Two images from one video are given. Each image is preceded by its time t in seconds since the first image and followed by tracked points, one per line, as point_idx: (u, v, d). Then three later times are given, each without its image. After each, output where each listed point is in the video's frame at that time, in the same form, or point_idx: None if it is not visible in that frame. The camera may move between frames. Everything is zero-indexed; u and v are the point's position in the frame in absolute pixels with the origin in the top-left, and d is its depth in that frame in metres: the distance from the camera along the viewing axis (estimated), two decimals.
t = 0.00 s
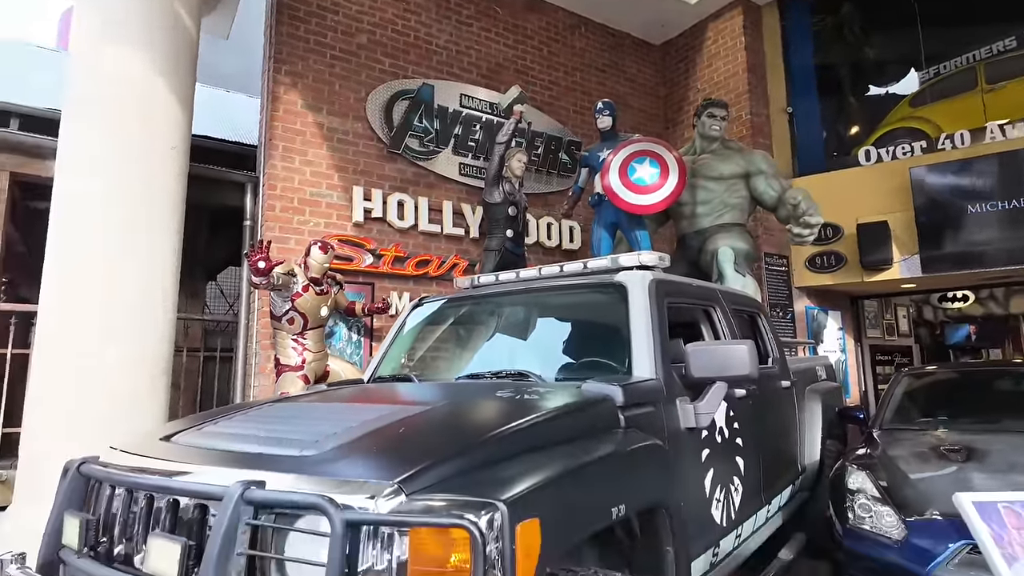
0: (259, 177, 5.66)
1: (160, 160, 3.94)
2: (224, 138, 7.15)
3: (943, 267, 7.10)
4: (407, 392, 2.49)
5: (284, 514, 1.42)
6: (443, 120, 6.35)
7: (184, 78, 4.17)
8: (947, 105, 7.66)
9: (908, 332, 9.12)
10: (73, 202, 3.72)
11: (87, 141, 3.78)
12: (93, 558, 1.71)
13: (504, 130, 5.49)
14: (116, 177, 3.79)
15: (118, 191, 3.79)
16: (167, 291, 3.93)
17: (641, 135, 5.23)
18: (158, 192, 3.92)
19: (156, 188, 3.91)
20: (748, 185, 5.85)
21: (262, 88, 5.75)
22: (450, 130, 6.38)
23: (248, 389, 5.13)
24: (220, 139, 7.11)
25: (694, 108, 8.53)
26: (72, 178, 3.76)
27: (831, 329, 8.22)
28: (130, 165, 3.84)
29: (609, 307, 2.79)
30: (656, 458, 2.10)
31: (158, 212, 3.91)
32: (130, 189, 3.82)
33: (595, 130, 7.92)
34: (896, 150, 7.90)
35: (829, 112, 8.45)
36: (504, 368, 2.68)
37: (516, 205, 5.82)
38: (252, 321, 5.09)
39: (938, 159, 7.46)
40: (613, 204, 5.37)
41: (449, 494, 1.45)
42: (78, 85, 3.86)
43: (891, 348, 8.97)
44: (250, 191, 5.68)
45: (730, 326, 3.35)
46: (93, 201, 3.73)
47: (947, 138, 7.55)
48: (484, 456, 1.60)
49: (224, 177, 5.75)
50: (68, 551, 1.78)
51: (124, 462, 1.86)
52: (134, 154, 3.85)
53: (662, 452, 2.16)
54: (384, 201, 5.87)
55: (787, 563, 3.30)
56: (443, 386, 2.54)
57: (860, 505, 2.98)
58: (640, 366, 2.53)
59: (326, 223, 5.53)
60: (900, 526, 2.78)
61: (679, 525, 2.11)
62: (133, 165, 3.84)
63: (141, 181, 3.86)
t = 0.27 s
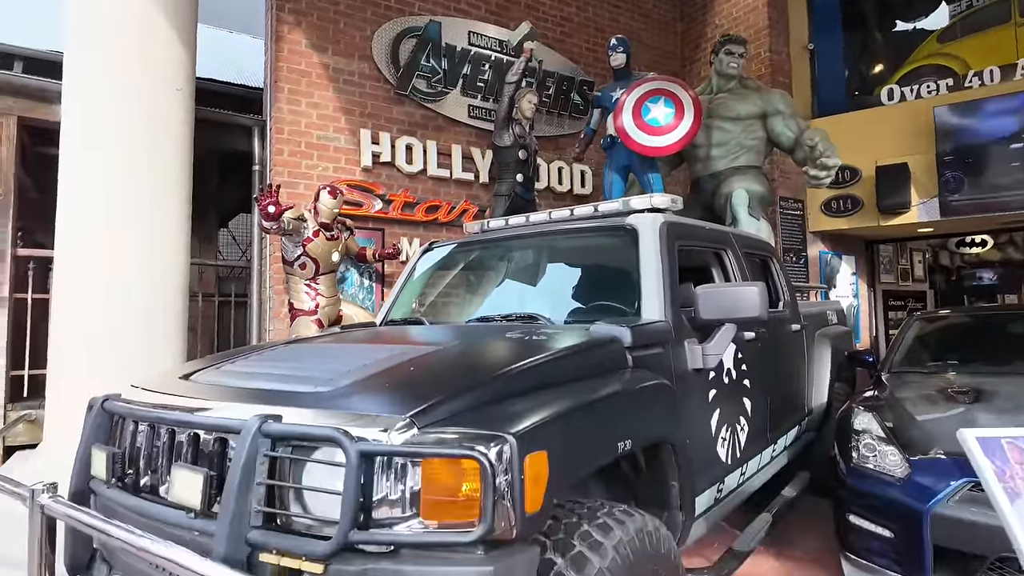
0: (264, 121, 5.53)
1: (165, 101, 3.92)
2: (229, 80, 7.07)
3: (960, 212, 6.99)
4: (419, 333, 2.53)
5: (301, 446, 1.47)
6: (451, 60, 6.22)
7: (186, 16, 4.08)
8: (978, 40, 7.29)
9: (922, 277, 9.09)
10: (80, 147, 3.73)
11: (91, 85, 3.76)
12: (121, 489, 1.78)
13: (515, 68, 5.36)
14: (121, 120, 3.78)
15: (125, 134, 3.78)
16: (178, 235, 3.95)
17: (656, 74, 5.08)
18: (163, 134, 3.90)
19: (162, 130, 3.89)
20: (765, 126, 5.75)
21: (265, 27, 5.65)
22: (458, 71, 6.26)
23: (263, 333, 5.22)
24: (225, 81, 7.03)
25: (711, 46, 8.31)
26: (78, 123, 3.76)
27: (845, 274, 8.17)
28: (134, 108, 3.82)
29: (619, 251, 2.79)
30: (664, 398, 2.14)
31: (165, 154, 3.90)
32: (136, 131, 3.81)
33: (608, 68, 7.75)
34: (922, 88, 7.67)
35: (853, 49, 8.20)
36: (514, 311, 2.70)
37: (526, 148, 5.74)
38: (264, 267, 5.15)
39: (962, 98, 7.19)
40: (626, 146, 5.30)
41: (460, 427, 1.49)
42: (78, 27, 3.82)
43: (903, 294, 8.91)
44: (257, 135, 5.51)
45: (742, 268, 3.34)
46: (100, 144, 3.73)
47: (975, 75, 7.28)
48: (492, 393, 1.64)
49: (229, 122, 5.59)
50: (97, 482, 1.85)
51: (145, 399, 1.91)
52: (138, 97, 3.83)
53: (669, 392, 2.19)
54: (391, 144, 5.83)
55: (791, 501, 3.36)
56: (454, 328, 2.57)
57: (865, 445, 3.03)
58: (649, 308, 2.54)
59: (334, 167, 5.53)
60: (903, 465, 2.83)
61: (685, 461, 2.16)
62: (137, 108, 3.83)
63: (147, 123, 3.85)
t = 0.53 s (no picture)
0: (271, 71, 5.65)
1: (169, 59, 3.66)
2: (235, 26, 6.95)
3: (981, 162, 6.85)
4: (430, 285, 2.55)
5: (317, 391, 1.50)
6: (459, 3, 6.01)
7: None
8: None
9: (940, 228, 8.88)
10: (83, 105, 3.55)
11: (89, 44, 3.54)
12: (144, 433, 1.84)
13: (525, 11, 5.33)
14: (123, 82, 3.58)
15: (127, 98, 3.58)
16: (191, 204, 3.77)
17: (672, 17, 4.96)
18: (169, 95, 3.67)
19: (167, 91, 3.67)
20: (783, 72, 5.62)
21: None
22: (467, 15, 6.09)
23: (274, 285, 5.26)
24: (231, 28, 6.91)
25: None
26: (81, 79, 3.57)
27: (860, 226, 8.08)
28: (136, 69, 3.60)
29: (632, 201, 2.77)
30: (673, 346, 2.16)
31: (172, 117, 3.68)
32: (140, 94, 3.60)
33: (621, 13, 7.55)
34: (949, 32, 7.34)
35: None
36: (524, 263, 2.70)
37: (535, 96, 5.73)
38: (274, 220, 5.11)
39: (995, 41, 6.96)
40: (639, 94, 5.20)
41: (471, 373, 1.52)
42: None
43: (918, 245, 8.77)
44: (264, 85, 5.67)
45: (755, 219, 3.31)
46: (102, 110, 3.55)
47: (1006, 16, 7.02)
48: (502, 341, 1.67)
49: (235, 70, 5.70)
50: (120, 426, 1.91)
51: (163, 347, 1.96)
52: (141, 55, 3.60)
53: (678, 341, 2.21)
54: (399, 93, 5.76)
55: (798, 450, 3.40)
56: (465, 280, 2.58)
57: (873, 395, 3.05)
58: (660, 259, 2.54)
59: (342, 117, 5.49)
60: (911, 414, 2.85)
61: (693, 409, 2.19)
62: (139, 69, 3.60)
63: (150, 85, 3.63)
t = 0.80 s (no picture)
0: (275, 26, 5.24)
1: (173, 50, 3.50)
2: None
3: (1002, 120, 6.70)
4: (441, 245, 2.56)
5: (332, 348, 1.53)
6: None
7: None
8: None
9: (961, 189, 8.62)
10: (86, 94, 3.36)
11: (90, 34, 3.34)
12: (163, 388, 1.89)
13: None
14: (124, 76, 3.38)
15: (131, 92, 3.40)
16: (200, 195, 3.64)
17: None
18: (177, 82, 3.52)
19: (174, 78, 3.51)
20: (802, 25, 5.51)
21: None
22: None
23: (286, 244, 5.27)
24: None
25: None
26: (84, 65, 3.37)
27: (876, 186, 7.97)
28: (137, 62, 3.42)
29: (645, 160, 2.75)
30: (683, 306, 2.17)
31: (179, 112, 3.53)
32: (144, 88, 3.43)
33: None
34: None
35: None
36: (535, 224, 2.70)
37: (547, 51, 5.63)
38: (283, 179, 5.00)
39: None
40: (654, 48, 5.10)
41: (482, 330, 1.54)
42: None
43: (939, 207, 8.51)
44: (269, 41, 5.26)
45: (770, 177, 3.28)
46: (105, 104, 3.36)
47: None
48: (512, 300, 1.68)
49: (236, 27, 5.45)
50: (140, 382, 1.96)
51: (179, 306, 1.99)
52: (143, 46, 3.41)
53: (689, 302, 2.22)
54: (406, 48, 5.67)
55: (806, 410, 3.43)
56: (476, 240, 2.59)
57: (883, 355, 3.05)
58: (672, 219, 2.54)
59: (348, 74, 5.42)
60: (921, 374, 2.86)
61: (702, 368, 2.21)
62: (141, 62, 3.41)
63: (154, 78, 3.46)
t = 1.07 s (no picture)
0: None
1: (175, 47, 3.45)
2: None
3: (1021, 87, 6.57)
4: (449, 215, 2.57)
5: (343, 316, 1.55)
6: None
7: None
8: None
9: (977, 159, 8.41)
10: (91, 91, 3.36)
11: (93, 28, 3.32)
12: (178, 356, 1.92)
13: None
14: (124, 77, 3.36)
15: (135, 92, 3.39)
16: (209, 187, 3.63)
17: None
18: (182, 73, 3.48)
19: (180, 68, 3.48)
20: None
21: None
22: None
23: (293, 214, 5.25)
24: None
25: None
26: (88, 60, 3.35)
27: (890, 155, 7.86)
28: (142, 55, 3.39)
29: (656, 128, 2.73)
30: (693, 277, 2.17)
31: (184, 110, 3.50)
32: (146, 89, 3.40)
33: None
34: None
35: None
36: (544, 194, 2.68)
37: (557, 17, 5.49)
38: (290, 148, 4.94)
39: None
40: (666, 13, 5.01)
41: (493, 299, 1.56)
42: None
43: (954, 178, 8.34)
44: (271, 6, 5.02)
45: (783, 145, 3.24)
46: (106, 107, 3.36)
47: None
48: (521, 271, 1.69)
49: None
50: (154, 350, 1.99)
51: (191, 275, 2.01)
52: (143, 45, 3.37)
53: (699, 273, 2.22)
54: (412, 14, 5.56)
55: (813, 380, 3.44)
56: (485, 210, 2.59)
57: (892, 326, 3.05)
58: (683, 189, 2.52)
59: (354, 41, 5.33)
60: (930, 345, 2.86)
61: (711, 338, 2.22)
62: (141, 62, 3.38)
63: (158, 76, 3.42)
